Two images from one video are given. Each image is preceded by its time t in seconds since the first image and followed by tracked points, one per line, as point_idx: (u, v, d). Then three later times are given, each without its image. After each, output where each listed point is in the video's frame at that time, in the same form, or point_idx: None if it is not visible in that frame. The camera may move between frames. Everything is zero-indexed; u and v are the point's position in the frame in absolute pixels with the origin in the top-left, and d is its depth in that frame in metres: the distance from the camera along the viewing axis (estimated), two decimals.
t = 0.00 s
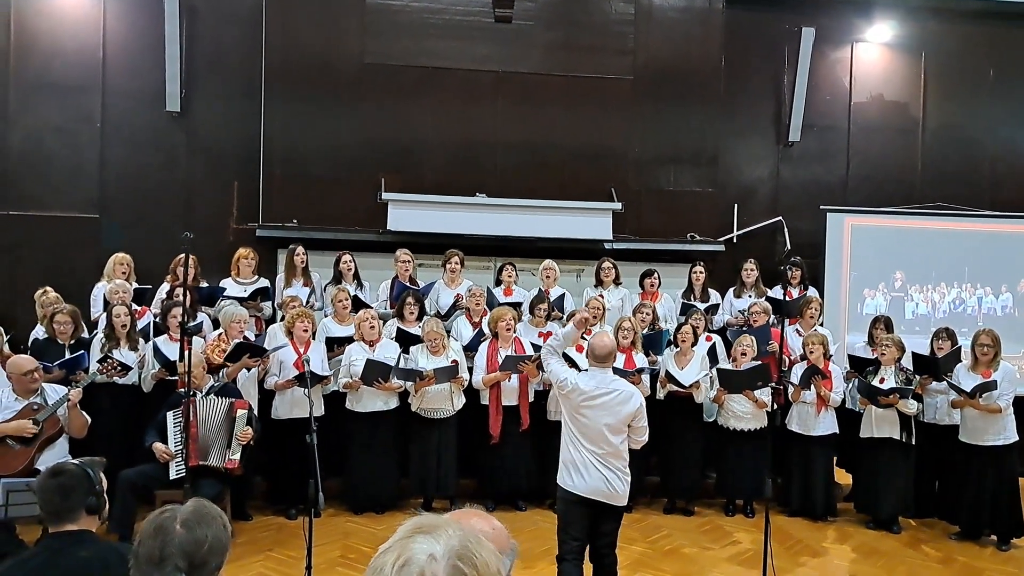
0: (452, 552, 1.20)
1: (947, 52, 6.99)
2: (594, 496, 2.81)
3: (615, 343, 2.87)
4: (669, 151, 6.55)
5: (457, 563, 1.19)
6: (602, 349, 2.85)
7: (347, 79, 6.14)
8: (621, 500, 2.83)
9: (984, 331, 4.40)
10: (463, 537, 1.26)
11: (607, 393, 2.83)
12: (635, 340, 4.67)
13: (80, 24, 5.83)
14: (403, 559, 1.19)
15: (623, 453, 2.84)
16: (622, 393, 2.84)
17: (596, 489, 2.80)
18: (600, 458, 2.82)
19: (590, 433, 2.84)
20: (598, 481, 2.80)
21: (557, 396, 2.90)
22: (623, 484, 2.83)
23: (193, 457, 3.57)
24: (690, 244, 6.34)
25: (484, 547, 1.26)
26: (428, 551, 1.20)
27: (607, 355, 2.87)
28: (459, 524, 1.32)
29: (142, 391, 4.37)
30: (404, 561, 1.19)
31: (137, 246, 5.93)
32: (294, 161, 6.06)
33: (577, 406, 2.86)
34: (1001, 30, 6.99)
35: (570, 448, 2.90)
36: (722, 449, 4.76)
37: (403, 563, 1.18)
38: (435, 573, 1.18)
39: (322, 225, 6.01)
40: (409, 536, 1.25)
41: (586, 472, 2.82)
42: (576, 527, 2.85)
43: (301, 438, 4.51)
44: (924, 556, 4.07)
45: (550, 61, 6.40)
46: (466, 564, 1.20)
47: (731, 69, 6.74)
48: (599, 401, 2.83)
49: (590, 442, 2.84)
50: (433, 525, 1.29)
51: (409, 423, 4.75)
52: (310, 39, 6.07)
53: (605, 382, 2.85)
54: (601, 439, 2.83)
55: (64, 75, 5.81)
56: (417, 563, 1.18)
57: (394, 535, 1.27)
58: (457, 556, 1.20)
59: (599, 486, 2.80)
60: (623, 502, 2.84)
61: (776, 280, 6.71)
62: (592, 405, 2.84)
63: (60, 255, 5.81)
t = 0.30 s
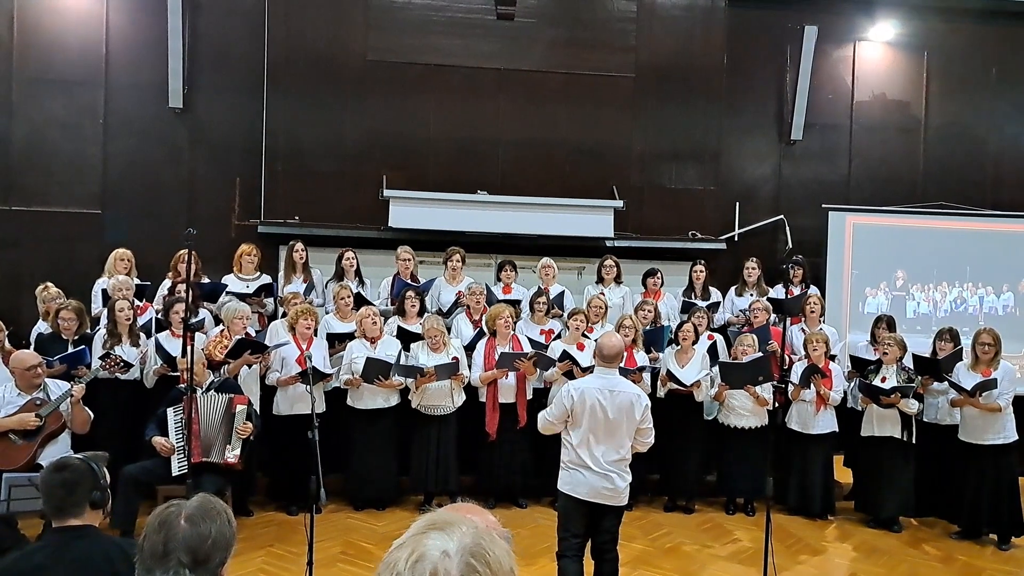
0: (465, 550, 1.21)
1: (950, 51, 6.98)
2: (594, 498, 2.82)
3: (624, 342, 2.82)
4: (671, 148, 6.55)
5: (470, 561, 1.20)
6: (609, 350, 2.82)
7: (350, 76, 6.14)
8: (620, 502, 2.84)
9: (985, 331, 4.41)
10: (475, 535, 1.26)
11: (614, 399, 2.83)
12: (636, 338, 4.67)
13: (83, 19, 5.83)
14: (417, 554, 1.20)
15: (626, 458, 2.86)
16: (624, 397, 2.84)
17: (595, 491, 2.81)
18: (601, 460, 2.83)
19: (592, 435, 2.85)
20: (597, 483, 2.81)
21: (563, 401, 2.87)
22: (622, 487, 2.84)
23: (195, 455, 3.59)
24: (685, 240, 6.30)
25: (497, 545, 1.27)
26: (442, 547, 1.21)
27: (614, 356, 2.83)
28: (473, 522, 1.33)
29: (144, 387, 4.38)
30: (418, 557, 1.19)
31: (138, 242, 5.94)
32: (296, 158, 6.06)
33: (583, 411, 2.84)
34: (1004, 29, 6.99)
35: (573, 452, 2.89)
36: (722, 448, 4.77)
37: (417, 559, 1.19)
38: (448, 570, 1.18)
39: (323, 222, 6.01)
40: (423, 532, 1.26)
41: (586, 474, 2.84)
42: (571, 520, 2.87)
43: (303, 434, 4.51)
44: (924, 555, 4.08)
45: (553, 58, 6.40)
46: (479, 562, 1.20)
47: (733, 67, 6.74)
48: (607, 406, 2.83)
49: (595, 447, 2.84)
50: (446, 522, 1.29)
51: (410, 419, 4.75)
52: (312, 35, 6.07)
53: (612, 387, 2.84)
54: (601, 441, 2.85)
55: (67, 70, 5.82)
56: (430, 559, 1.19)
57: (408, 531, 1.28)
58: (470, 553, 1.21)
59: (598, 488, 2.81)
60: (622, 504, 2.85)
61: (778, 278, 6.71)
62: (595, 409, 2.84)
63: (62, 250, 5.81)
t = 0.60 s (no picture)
0: (476, 547, 1.21)
1: (954, 51, 6.97)
2: (592, 496, 2.82)
3: (620, 341, 2.85)
4: (674, 147, 6.54)
5: (482, 559, 1.20)
6: (606, 347, 2.84)
7: (352, 73, 6.14)
8: (619, 500, 2.84)
9: (987, 330, 4.40)
10: (487, 533, 1.27)
11: (611, 396, 2.83)
12: (637, 337, 4.68)
13: (87, 16, 5.84)
14: (428, 550, 1.20)
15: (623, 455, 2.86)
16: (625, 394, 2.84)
17: (593, 489, 2.81)
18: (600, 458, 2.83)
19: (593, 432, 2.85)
20: (596, 481, 2.81)
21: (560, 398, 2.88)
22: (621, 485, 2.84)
23: (195, 453, 3.59)
24: (686, 239, 6.25)
25: (510, 545, 1.27)
26: (454, 544, 1.21)
27: (610, 354, 2.85)
28: (483, 520, 1.34)
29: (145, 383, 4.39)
30: (430, 552, 1.20)
31: (140, 238, 5.94)
32: (298, 156, 6.06)
33: (581, 408, 2.85)
34: (1007, 29, 6.98)
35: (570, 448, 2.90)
36: (723, 446, 4.77)
37: (428, 555, 1.20)
38: (459, 567, 1.19)
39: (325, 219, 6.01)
40: (436, 529, 1.26)
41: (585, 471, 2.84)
42: (571, 517, 2.87)
43: (304, 431, 4.52)
44: (925, 554, 4.07)
45: (555, 56, 6.40)
46: (490, 560, 1.21)
47: (736, 65, 6.73)
48: (604, 403, 2.83)
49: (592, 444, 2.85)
50: (458, 520, 1.30)
51: (411, 417, 4.76)
52: (315, 32, 6.07)
53: (609, 384, 2.84)
54: (602, 439, 2.85)
55: (70, 67, 5.83)
56: (442, 555, 1.19)
57: (421, 527, 1.28)
58: (481, 552, 1.21)
59: (597, 486, 2.81)
60: (621, 502, 2.85)
61: (779, 277, 6.70)
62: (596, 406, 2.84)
63: (64, 246, 5.82)
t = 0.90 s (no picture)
0: (479, 547, 1.21)
1: (958, 49, 6.95)
2: (591, 488, 2.82)
3: (611, 335, 2.88)
4: (677, 145, 6.53)
5: (483, 559, 1.19)
6: (598, 340, 2.86)
7: (356, 71, 6.14)
8: (617, 489, 2.87)
9: (993, 329, 4.39)
10: (490, 532, 1.26)
11: (607, 388, 2.80)
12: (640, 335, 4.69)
13: (90, 13, 5.84)
14: (431, 547, 1.20)
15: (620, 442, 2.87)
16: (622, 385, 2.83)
17: (592, 480, 2.81)
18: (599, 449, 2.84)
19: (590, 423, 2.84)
20: (594, 472, 2.82)
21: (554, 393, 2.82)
22: (619, 474, 2.87)
23: (196, 453, 3.58)
24: (690, 238, 6.25)
25: (511, 544, 1.26)
26: (456, 543, 1.21)
27: (603, 349, 2.86)
28: (486, 519, 1.33)
29: (148, 380, 4.39)
30: (431, 551, 1.20)
31: (144, 236, 5.95)
32: (301, 153, 6.06)
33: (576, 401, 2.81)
34: (1011, 27, 6.96)
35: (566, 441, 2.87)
36: (725, 445, 4.76)
37: (431, 552, 1.20)
38: (461, 567, 1.18)
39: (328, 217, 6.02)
40: (438, 527, 1.26)
41: (583, 463, 2.83)
42: (573, 515, 2.87)
43: (306, 428, 4.51)
44: (927, 553, 4.07)
45: (559, 54, 6.39)
46: (492, 559, 1.20)
47: (740, 64, 6.72)
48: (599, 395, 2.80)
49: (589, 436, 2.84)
50: (462, 518, 1.29)
51: (414, 415, 4.76)
52: (318, 30, 6.07)
53: (604, 376, 2.81)
54: (599, 430, 2.85)
55: (74, 64, 5.83)
56: (443, 553, 1.19)
57: (423, 525, 1.28)
58: (484, 551, 1.20)
59: (595, 477, 2.81)
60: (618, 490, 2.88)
61: (783, 276, 6.69)
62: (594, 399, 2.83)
63: (67, 244, 5.83)
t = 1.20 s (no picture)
0: (472, 544, 1.21)
1: (962, 47, 6.94)
2: (580, 497, 2.79)
3: (597, 337, 2.81)
4: (681, 143, 6.53)
5: (477, 556, 1.19)
6: (583, 344, 2.80)
7: (359, 70, 6.14)
8: (608, 496, 2.83)
9: (1001, 327, 4.39)
10: (483, 529, 1.26)
11: (597, 394, 2.79)
12: (643, 333, 4.68)
13: (94, 12, 5.84)
14: (425, 545, 1.20)
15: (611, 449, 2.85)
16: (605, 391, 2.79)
17: (581, 489, 2.78)
18: (586, 456, 2.80)
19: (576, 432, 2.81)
20: (584, 480, 2.78)
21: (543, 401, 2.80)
22: (609, 480, 2.83)
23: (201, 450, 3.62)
24: (694, 236, 6.24)
25: (505, 540, 1.26)
26: (449, 540, 1.21)
27: (589, 350, 2.81)
28: (481, 516, 1.33)
29: (152, 379, 4.40)
30: (425, 548, 1.20)
31: (147, 234, 5.95)
32: (305, 152, 6.06)
33: (566, 408, 2.80)
34: (1015, 26, 6.95)
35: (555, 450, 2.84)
36: (729, 444, 4.76)
37: (424, 549, 1.19)
38: (454, 564, 1.18)
39: (332, 216, 6.02)
40: (431, 525, 1.26)
41: (571, 472, 2.80)
42: (577, 515, 2.86)
43: (309, 427, 4.52)
44: (930, 552, 4.06)
45: (562, 53, 6.38)
46: (485, 556, 1.20)
47: (744, 63, 6.71)
48: (589, 401, 2.79)
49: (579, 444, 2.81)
50: (456, 515, 1.29)
51: (417, 413, 4.76)
52: (321, 28, 6.07)
53: (594, 381, 2.80)
54: (588, 438, 2.81)
55: (78, 63, 5.83)
56: (437, 551, 1.19)
57: (416, 522, 1.28)
58: (477, 548, 1.20)
59: (585, 485, 2.78)
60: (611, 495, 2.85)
61: (787, 275, 6.68)
62: (579, 406, 2.80)
63: (71, 242, 5.83)
